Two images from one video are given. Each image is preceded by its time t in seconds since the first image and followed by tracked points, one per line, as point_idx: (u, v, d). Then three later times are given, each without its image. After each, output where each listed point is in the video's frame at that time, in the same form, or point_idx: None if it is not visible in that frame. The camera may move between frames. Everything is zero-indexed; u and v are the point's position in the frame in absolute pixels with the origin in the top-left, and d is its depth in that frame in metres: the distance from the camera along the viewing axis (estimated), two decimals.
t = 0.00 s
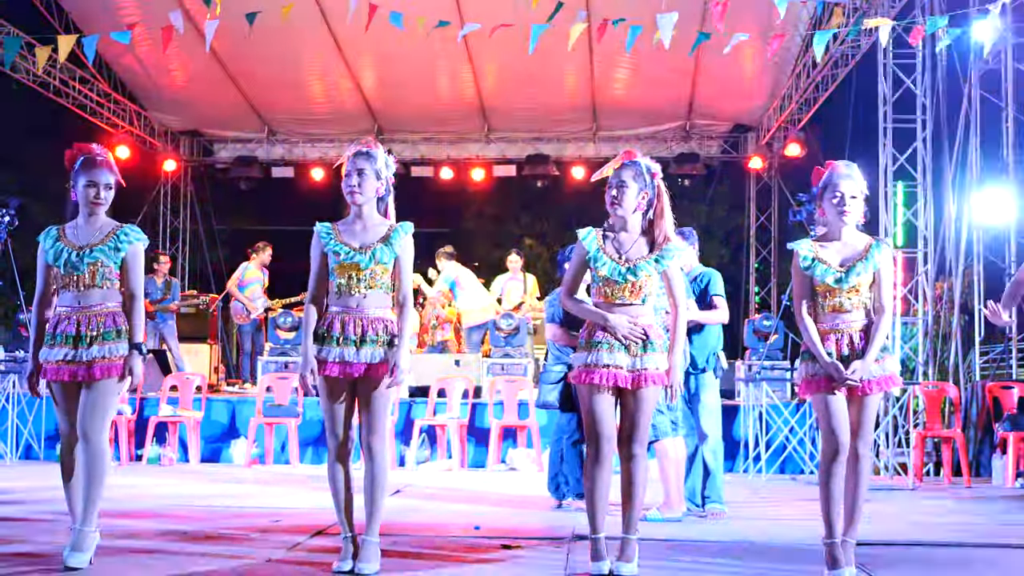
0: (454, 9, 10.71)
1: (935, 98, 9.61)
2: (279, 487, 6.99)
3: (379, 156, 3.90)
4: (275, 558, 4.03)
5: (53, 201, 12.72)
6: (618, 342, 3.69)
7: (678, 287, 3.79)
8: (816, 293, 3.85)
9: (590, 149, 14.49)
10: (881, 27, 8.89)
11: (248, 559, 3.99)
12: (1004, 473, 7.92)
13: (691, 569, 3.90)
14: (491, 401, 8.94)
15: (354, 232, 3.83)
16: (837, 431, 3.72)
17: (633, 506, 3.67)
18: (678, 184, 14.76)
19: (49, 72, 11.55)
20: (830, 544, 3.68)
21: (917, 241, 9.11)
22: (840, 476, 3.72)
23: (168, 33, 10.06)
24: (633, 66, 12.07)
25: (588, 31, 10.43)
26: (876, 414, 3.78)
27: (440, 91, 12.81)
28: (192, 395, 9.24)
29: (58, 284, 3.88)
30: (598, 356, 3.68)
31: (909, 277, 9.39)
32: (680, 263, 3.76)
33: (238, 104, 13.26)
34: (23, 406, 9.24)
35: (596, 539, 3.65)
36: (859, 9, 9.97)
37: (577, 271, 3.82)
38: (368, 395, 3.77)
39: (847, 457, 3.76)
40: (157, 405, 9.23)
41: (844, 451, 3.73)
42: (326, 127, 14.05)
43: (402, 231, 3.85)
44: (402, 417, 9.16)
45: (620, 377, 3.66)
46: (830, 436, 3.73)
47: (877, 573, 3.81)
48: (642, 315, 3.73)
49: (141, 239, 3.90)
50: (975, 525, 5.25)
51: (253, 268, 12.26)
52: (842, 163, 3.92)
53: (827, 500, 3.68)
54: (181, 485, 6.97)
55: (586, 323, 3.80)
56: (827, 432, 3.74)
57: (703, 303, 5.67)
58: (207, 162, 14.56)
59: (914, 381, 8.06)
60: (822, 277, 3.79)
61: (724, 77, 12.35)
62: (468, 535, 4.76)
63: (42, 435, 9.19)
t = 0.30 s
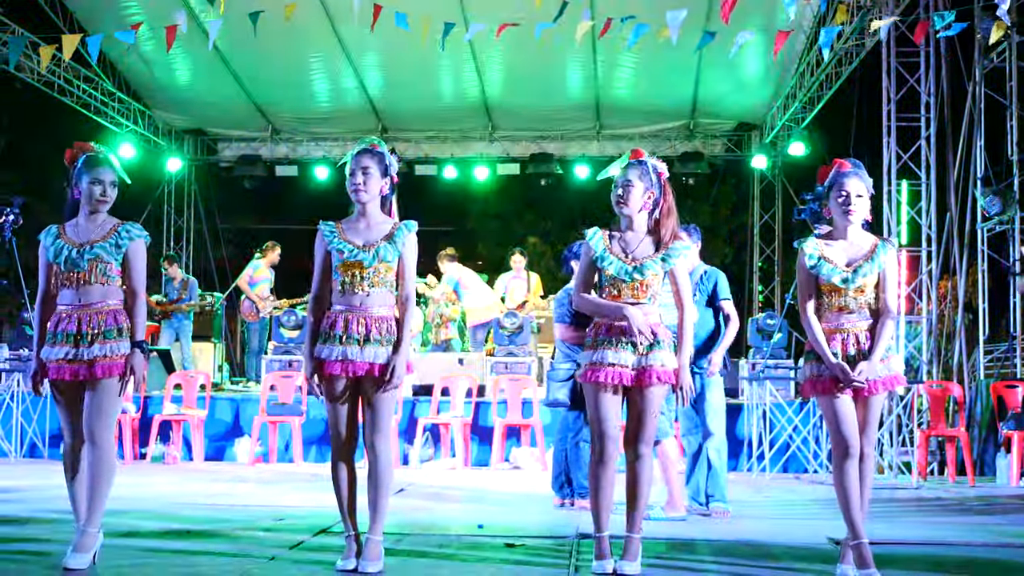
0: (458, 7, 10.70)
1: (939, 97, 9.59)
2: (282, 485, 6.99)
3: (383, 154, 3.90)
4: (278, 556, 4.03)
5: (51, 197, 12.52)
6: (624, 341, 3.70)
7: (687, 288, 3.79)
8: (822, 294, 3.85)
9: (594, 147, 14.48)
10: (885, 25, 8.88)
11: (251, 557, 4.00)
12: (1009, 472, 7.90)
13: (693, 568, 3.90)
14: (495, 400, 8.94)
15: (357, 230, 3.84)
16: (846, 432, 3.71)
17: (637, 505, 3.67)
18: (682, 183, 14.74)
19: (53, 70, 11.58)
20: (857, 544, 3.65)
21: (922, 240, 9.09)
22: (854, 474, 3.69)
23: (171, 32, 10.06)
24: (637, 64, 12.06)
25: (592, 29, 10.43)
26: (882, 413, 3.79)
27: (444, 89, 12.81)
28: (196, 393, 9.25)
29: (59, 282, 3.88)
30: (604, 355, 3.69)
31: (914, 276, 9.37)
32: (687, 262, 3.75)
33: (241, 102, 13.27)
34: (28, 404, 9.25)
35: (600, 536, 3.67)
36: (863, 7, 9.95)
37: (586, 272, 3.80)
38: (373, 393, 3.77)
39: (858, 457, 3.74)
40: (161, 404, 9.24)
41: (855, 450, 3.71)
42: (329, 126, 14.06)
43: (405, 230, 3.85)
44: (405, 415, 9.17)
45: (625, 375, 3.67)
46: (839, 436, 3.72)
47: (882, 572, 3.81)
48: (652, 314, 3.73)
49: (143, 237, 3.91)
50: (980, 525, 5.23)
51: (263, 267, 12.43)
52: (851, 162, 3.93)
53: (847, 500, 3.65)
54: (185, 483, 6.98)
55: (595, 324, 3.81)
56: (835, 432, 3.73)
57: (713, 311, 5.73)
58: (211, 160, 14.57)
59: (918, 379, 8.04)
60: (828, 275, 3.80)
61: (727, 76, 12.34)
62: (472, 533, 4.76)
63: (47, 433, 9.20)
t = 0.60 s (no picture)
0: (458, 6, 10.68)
1: (941, 96, 9.57)
2: (284, 485, 6.99)
3: (384, 154, 3.90)
4: (279, 555, 4.04)
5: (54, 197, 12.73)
6: (623, 340, 3.69)
7: (686, 290, 3.76)
8: (826, 293, 3.85)
9: (595, 146, 14.46)
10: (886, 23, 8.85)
11: (253, 556, 4.00)
12: (1010, 472, 7.89)
13: (695, 568, 3.90)
14: (496, 400, 8.94)
15: (358, 230, 3.83)
16: (848, 433, 3.70)
17: (638, 505, 3.66)
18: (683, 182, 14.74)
19: (55, 70, 11.53)
20: (861, 545, 3.64)
21: (923, 238, 9.08)
22: (855, 474, 3.69)
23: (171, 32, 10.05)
24: (637, 63, 12.05)
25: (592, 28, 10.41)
26: (884, 414, 3.79)
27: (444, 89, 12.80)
28: (197, 392, 9.24)
29: (58, 281, 3.88)
30: (603, 352, 3.68)
31: (915, 275, 9.36)
32: (687, 263, 3.73)
33: (242, 102, 13.26)
34: (29, 403, 9.25)
35: (596, 532, 3.72)
36: (863, 6, 9.93)
37: (590, 272, 3.82)
38: (374, 393, 3.77)
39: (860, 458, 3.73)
40: (162, 403, 9.24)
41: (856, 451, 3.71)
42: (330, 126, 14.06)
43: (406, 230, 3.85)
44: (406, 414, 9.17)
45: (624, 374, 3.66)
46: (841, 438, 3.71)
47: (884, 571, 3.80)
48: (647, 312, 3.70)
49: (142, 233, 3.91)
50: (980, 524, 5.23)
51: (269, 268, 12.46)
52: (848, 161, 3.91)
53: (847, 500, 3.65)
54: (187, 483, 6.98)
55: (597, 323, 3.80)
56: (838, 434, 3.72)
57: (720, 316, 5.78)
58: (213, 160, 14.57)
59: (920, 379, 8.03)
60: (834, 275, 3.79)
61: (728, 75, 12.33)
62: (473, 532, 4.76)
63: (48, 433, 9.20)
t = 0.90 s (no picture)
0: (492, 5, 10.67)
1: (979, 91, 9.44)
2: (320, 482, 7.02)
3: (419, 152, 3.90)
4: (316, 552, 4.05)
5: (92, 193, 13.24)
6: (655, 338, 3.70)
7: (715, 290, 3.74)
8: (863, 290, 3.81)
9: (628, 144, 14.42)
10: (924, 18, 8.75)
11: (290, 553, 4.02)
12: None
13: (732, 566, 3.87)
14: (530, 398, 8.93)
15: (394, 229, 3.83)
16: (885, 433, 3.67)
17: (673, 503, 3.65)
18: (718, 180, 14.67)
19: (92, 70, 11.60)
20: (893, 544, 3.60)
21: (962, 236, 8.97)
22: (891, 473, 3.66)
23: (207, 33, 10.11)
24: (672, 60, 11.99)
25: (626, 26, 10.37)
26: (921, 412, 3.77)
27: (478, 86, 12.79)
28: (234, 390, 9.31)
29: (95, 279, 3.91)
30: (635, 351, 3.69)
31: (953, 272, 9.25)
32: (718, 259, 3.74)
33: (277, 101, 13.34)
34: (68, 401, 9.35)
35: (626, 533, 3.67)
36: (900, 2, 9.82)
37: (621, 271, 3.84)
38: (410, 390, 3.78)
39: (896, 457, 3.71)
40: (199, 401, 9.31)
41: (892, 450, 3.67)
42: (364, 124, 14.12)
43: (442, 228, 3.85)
44: (441, 412, 9.19)
45: (656, 373, 3.67)
46: (877, 437, 3.68)
47: (924, 572, 3.75)
48: (680, 311, 3.69)
49: (177, 232, 3.93)
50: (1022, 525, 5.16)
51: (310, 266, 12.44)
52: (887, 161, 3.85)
53: (882, 499, 3.61)
54: (225, 480, 7.02)
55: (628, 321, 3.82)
56: (874, 433, 3.69)
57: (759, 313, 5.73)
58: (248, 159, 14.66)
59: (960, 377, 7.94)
60: (871, 272, 3.75)
61: (763, 71, 12.23)
62: (510, 530, 4.76)
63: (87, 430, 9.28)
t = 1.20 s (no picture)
0: (530, 3, 10.65)
1: None
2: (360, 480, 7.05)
3: (460, 151, 3.91)
4: (357, 550, 4.07)
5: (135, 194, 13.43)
6: (687, 337, 3.70)
7: (746, 285, 3.74)
8: (904, 287, 3.76)
9: (668, 141, 14.35)
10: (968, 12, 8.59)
11: (330, 551, 4.04)
12: None
13: (774, 567, 3.83)
14: (569, 396, 8.91)
15: (435, 228, 3.84)
16: (926, 432, 3.63)
17: (711, 502, 3.65)
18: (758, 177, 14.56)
19: (134, 70, 11.72)
20: (935, 544, 3.57)
21: (1007, 232, 8.83)
22: (934, 473, 3.63)
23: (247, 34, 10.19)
24: (711, 57, 11.91)
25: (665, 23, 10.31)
26: (965, 411, 3.72)
27: (516, 84, 12.78)
28: (274, 387, 9.38)
29: (139, 275, 3.96)
30: (666, 351, 3.69)
31: (998, 269, 9.11)
32: (746, 253, 3.72)
33: (317, 100, 13.42)
34: (111, 399, 9.46)
35: (665, 535, 3.65)
36: None
37: (649, 269, 3.82)
38: (450, 388, 3.79)
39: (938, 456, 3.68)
40: (240, 399, 9.38)
41: (934, 449, 3.64)
42: (403, 122, 14.18)
43: (483, 226, 3.85)
44: (480, 410, 9.20)
45: (690, 371, 3.67)
46: (919, 435, 3.65)
47: (967, 572, 3.71)
48: (713, 308, 3.71)
49: (219, 229, 3.95)
50: None
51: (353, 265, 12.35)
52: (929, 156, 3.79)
53: (923, 498, 3.59)
54: (266, 478, 7.07)
55: (658, 319, 3.81)
56: (916, 431, 3.66)
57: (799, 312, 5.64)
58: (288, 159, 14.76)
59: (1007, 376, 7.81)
60: (912, 270, 3.70)
61: (804, 66, 12.11)
62: (549, 528, 4.75)
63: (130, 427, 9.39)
